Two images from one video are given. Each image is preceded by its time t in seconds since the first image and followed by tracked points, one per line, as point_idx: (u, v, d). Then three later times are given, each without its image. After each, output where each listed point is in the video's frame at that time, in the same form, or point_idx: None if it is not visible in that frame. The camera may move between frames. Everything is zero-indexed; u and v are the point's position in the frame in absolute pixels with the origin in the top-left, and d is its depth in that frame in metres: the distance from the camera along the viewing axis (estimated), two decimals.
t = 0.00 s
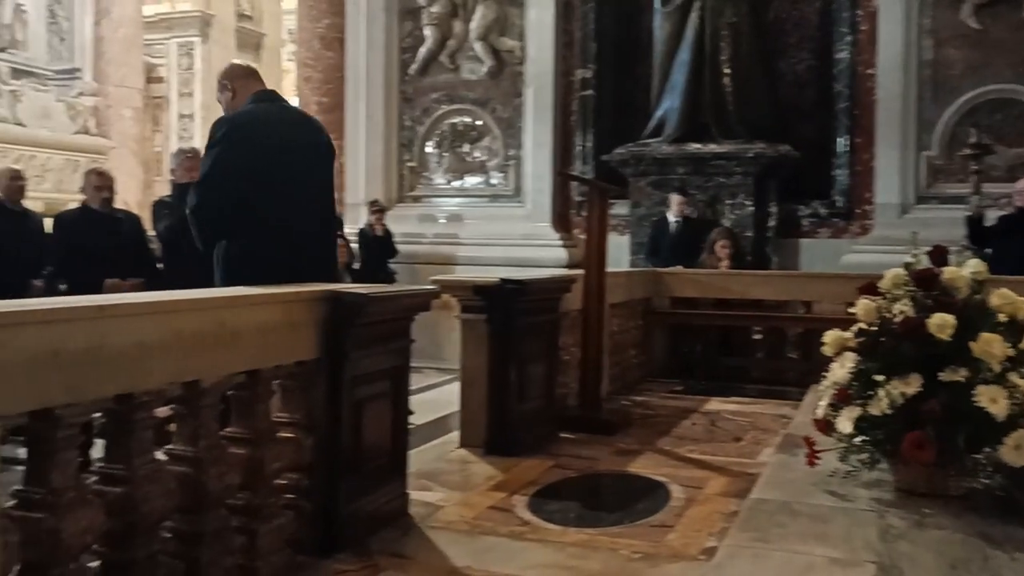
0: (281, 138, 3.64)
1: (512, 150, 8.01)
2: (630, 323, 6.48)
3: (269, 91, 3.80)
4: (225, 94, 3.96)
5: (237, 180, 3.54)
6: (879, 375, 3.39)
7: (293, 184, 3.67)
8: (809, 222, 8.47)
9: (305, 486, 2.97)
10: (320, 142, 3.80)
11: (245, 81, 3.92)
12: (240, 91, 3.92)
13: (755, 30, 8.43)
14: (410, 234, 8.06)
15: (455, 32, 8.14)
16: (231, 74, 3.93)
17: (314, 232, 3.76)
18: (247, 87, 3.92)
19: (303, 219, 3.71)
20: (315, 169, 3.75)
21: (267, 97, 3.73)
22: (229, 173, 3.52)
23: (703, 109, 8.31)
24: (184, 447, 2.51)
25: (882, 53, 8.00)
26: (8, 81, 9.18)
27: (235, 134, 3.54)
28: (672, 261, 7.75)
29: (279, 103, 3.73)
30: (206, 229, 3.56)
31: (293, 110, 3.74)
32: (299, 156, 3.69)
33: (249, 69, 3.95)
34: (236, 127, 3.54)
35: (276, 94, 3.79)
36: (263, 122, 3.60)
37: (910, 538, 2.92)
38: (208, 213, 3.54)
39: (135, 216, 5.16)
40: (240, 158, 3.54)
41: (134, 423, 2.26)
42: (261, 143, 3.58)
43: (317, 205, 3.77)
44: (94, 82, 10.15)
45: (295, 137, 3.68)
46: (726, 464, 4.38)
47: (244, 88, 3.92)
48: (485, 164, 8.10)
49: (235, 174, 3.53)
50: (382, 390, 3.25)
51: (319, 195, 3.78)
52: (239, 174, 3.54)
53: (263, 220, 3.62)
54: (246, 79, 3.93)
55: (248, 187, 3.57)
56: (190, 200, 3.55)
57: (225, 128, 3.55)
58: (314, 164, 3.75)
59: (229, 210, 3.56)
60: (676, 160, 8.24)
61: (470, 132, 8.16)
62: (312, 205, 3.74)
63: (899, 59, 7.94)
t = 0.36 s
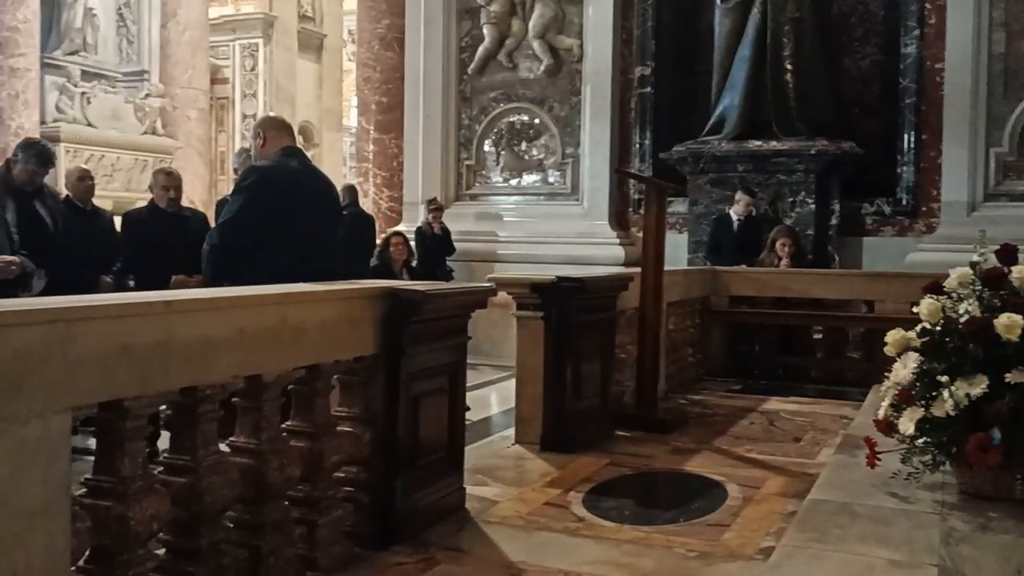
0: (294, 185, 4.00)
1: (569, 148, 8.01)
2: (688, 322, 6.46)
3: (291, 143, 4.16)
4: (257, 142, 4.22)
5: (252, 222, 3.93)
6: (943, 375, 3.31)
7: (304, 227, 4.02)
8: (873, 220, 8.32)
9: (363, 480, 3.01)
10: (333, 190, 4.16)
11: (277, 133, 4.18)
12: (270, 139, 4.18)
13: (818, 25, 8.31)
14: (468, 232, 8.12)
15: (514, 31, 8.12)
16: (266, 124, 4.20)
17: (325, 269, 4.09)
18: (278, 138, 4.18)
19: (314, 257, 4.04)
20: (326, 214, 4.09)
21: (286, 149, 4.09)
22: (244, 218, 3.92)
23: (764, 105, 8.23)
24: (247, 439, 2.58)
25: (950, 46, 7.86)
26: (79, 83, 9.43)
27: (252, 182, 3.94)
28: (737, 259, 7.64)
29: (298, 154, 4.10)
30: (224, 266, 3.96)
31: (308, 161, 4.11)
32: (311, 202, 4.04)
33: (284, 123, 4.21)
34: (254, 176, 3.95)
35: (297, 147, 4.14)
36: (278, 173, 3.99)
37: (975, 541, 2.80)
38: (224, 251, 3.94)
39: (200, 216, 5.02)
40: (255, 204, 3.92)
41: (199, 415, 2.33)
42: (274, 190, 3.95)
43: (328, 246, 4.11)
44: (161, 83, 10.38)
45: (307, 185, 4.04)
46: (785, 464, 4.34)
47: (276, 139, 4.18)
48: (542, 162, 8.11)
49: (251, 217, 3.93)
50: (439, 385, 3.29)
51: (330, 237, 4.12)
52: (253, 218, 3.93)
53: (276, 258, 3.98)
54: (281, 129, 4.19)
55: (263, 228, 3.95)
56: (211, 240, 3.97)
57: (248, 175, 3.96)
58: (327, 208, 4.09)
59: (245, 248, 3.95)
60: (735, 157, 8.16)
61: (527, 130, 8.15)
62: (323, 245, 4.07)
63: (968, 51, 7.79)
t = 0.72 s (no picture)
0: (287, 190, 3.67)
1: (613, 146, 8.00)
2: (732, 320, 6.41)
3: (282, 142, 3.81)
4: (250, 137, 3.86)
5: (241, 228, 3.60)
6: (993, 376, 3.24)
7: (298, 232, 3.68)
8: (921, 219, 8.21)
9: (405, 475, 3.04)
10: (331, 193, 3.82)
11: (268, 131, 3.80)
12: (263, 137, 3.82)
13: (866, 21, 8.21)
14: (509, 230, 8.14)
15: (557, 29, 8.12)
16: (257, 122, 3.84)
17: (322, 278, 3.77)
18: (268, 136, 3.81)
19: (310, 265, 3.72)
20: (323, 218, 3.74)
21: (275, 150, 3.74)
22: (232, 224, 3.59)
23: (810, 102, 8.16)
24: (291, 433, 2.61)
25: (1004, 42, 7.68)
26: (129, 83, 9.62)
27: (237, 185, 3.61)
28: (789, 258, 7.61)
29: (289, 155, 3.76)
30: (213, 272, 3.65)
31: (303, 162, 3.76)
32: (303, 206, 3.70)
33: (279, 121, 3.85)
34: (244, 180, 3.61)
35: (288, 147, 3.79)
36: (268, 177, 3.65)
37: None
38: (214, 258, 3.62)
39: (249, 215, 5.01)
40: (244, 209, 3.60)
41: (244, 410, 2.36)
42: (263, 194, 3.62)
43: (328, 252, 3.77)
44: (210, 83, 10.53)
45: (300, 188, 3.69)
46: (829, 464, 4.29)
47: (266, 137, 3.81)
48: (585, 160, 8.09)
49: (239, 223, 3.60)
50: (481, 382, 3.31)
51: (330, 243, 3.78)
52: (241, 223, 3.60)
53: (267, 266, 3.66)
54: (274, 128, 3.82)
55: (254, 235, 3.62)
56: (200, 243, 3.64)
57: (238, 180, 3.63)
58: (325, 213, 3.76)
59: (233, 256, 3.62)
60: (781, 155, 8.08)
61: (570, 128, 8.14)
62: (321, 252, 3.73)
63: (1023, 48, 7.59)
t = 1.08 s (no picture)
0: (264, 180, 4.00)
1: (641, 144, 7.97)
2: (762, 318, 6.39)
3: (259, 136, 4.12)
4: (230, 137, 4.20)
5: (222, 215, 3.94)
6: None
7: (279, 218, 4.01)
8: (954, 216, 8.12)
9: (433, 471, 3.05)
10: (311, 178, 4.12)
11: (243, 128, 4.12)
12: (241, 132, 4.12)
13: (899, 18, 8.12)
14: (537, 228, 8.16)
15: (586, 26, 8.10)
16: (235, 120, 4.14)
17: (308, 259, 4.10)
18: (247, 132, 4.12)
19: (294, 247, 4.04)
20: (303, 202, 4.06)
21: (251, 143, 4.07)
22: (217, 216, 3.95)
23: (842, 99, 8.08)
24: (320, 429, 2.63)
25: None
26: (161, 83, 9.72)
27: (216, 179, 3.95)
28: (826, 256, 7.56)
29: (265, 147, 4.08)
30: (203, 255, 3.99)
31: (279, 153, 4.08)
32: (282, 193, 4.02)
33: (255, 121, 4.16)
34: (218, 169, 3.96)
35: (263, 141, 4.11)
36: (245, 170, 3.98)
37: None
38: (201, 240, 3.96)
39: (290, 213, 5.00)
40: (226, 200, 3.94)
41: (274, 406, 2.39)
42: (242, 185, 3.96)
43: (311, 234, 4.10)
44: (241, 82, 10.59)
45: (273, 173, 4.02)
46: (858, 463, 4.26)
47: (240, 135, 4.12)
48: (613, 157, 8.07)
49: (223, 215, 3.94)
50: (508, 379, 3.31)
51: (312, 225, 4.10)
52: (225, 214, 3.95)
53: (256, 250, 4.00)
54: (249, 126, 4.13)
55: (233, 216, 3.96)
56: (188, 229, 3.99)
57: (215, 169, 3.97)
58: (300, 192, 4.06)
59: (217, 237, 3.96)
60: (811, 152, 8.02)
61: (599, 126, 8.12)
62: (304, 233, 4.06)
63: None
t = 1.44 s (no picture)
0: (270, 179, 4.13)
1: (665, 140, 7.94)
2: (787, 317, 6.38)
3: (269, 138, 4.23)
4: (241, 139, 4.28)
5: (225, 211, 4.08)
6: None
7: (282, 216, 4.14)
8: (982, 213, 8.04)
9: (456, 466, 3.06)
10: (316, 180, 4.25)
11: (254, 134, 4.18)
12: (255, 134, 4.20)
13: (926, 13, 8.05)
14: (560, 225, 8.15)
15: (610, 23, 8.08)
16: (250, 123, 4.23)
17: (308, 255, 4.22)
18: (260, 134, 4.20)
19: (295, 243, 4.16)
20: (306, 202, 4.19)
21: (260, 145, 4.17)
22: (221, 211, 4.09)
23: (867, 95, 8.02)
24: (344, 425, 2.65)
25: None
26: (187, 81, 9.80)
27: (223, 176, 4.09)
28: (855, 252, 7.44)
29: (272, 148, 4.20)
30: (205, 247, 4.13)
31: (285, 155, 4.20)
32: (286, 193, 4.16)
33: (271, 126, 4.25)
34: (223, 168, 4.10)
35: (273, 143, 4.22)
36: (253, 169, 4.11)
37: None
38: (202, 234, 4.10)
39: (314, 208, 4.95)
40: (233, 196, 4.07)
41: (298, 401, 2.41)
42: (249, 183, 4.09)
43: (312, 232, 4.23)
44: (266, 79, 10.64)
45: (277, 174, 4.14)
46: (884, 462, 4.23)
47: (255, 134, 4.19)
48: (637, 154, 8.05)
49: (228, 210, 4.08)
50: (531, 375, 3.32)
51: (313, 224, 4.22)
52: (229, 210, 4.09)
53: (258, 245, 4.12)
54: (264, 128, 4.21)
55: (236, 212, 4.09)
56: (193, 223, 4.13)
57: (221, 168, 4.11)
58: (303, 192, 4.18)
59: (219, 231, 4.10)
60: (837, 149, 7.97)
61: (622, 122, 8.09)
62: (305, 231, 4.18)
63: None
